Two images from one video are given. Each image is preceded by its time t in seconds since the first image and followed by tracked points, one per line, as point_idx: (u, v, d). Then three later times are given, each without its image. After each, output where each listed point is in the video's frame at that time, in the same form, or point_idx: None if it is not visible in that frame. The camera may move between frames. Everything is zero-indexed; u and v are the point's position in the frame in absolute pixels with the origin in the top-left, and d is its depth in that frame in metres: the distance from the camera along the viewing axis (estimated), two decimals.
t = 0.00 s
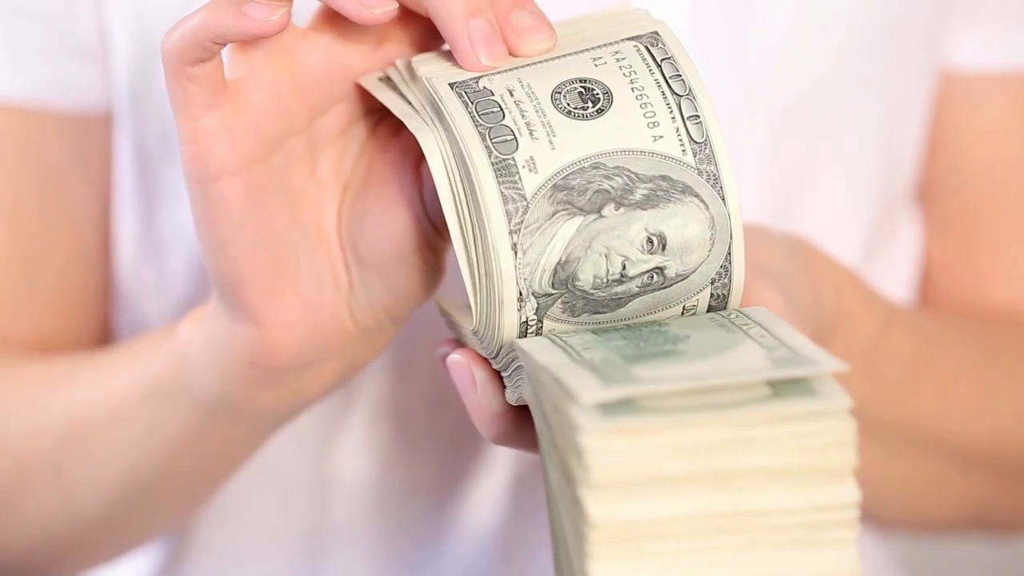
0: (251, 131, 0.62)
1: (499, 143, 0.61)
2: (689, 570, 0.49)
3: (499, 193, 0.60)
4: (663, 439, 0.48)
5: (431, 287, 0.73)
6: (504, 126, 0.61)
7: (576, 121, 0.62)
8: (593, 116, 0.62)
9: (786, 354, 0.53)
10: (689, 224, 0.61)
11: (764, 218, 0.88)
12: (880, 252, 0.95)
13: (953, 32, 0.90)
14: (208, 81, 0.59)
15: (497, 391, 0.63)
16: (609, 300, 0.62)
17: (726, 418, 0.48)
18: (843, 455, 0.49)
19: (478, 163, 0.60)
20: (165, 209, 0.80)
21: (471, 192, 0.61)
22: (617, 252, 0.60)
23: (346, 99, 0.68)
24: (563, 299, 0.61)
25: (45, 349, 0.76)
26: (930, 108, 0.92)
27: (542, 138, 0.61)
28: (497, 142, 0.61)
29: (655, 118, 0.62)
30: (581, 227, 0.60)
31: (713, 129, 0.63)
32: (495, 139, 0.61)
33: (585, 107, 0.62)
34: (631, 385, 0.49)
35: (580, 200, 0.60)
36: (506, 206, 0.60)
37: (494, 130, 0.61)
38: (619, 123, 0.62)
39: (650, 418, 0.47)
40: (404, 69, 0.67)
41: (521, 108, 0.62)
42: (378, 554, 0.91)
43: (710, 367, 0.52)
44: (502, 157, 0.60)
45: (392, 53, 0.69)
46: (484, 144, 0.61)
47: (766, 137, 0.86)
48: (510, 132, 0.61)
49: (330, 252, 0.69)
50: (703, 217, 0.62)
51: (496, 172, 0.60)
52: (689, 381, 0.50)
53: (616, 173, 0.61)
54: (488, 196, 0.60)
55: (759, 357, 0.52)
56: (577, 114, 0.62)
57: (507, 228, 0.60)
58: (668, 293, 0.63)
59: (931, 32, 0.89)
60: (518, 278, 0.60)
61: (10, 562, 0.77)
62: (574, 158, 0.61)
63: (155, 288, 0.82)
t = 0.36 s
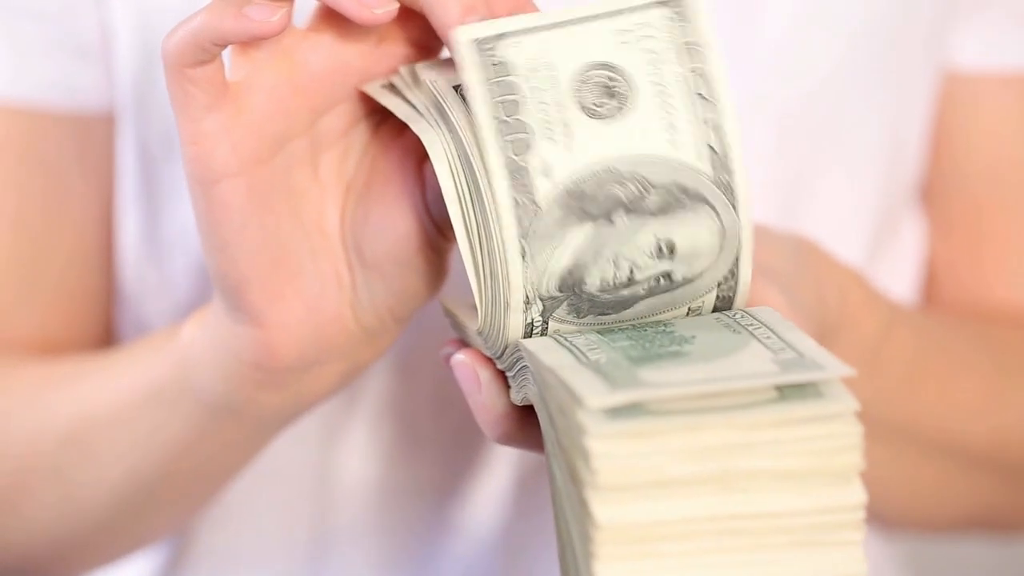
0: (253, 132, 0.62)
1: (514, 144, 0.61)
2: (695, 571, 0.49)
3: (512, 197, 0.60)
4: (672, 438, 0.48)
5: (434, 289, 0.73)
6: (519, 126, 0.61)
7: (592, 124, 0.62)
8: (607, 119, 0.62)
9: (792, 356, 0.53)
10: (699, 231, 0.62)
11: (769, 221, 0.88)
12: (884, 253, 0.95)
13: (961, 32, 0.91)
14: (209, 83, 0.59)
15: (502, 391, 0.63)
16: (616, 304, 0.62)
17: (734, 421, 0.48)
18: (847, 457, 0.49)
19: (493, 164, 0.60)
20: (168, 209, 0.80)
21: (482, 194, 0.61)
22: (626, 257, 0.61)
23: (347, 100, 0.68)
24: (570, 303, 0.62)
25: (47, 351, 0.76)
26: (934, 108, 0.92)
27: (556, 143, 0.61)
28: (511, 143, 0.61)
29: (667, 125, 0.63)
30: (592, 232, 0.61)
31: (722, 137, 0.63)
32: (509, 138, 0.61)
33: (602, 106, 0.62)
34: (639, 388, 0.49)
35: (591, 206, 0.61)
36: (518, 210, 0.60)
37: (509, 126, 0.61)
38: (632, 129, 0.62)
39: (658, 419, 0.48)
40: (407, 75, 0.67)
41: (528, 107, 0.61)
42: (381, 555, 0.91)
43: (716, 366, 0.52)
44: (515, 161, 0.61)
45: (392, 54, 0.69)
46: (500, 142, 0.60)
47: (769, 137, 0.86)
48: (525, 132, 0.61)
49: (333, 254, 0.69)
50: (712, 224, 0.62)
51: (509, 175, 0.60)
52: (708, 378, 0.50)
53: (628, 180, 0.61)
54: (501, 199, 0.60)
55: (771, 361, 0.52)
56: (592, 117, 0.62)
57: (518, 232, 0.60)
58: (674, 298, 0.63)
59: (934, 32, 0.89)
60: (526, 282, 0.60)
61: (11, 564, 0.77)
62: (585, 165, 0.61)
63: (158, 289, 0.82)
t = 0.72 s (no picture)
0: (252, 128, 0.62)
1: (503, 136, 0.61)
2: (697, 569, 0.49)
3: (503, 185, 0.60)
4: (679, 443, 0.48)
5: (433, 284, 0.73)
6: (508, 119, 0.61)
7: (581, 115, 0.61)
8: (597, 109, 0.62)
9: (790, 373, 0.53)
10: (693, 216, 0.61)
11: (771, 217, 0.88)
12: (886, 250, 0.94)
13: (963, 30, 0.90)
14: (208, 79, 0.59)
15: (505, 388, 0.63)
16: (615, 293, 0.62)
17: (740, 430, 0.48)
18: (853, 458, 0.49)
19: (482, 156, 0.60)
20: (169, 207, 0.80)
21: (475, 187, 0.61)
22: (621, 245, 0.60)
23: (347, 96, 0.68)
24: (569, 292, 0.61)
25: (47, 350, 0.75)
26: (937, 104, 0.92)
27: (546, 132, 0.61)
28: (501, 136, 0.61)
29: (659, 110, 0.62)
30: (585, 219, 0.60)
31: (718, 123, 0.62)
32: (498, 132, 0.61)
33: (589, 101, 0.62)
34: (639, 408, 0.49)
35: (583, 192, 0.60)
36: (510, 198, 0.60)
37: (498, 123, 0.61)
38: (622, 116, 0.62)
39: (660, 428, 0.48)
40: (404, 64, 0.67)
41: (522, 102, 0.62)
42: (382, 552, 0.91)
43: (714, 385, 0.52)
44: (506, 150, 0.60)
45: (392, 49, 0.69)
46: (488, 137, 0.60)
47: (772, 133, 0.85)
48: (514, 126, 0.61)
49: (333, 251, 0.69)
50: (707, 209, 0.62)
51: (499, 165, 0.60)
52: (704, 402, 0.50)
53: (620, 165, 0.61)
54: (492, 189, 0.60)
55: (767, 381, 0.52)
56: (581, 107, 0.62)
57: (511, 222, 0.60)
58: (673, 287, 0.62)
59: (938, 29, 0.89)
60: (522, 273, 0.60)
61: (12, 561, 0.77)
62: (577, 150, 0.61)
63: (160, 287, 0.82)
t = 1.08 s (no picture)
0: (252, 124, 0.62)
1: (507, 136, 0.60)
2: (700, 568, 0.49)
3: (506, 185, 0.60)
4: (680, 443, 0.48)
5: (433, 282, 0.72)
6: (511, 119, 0.61)
7: (584, 114, 0.61)
8: (600, 109, 0.61)
9: (793, 358, 0.52)
10: (697, 217, 0.61)
11: (773, 215, 0.88)
12: (887, 249, 0.94)
13: (964, 30, 0.90)
14: (208, 76, 0.59)
15: (508, 387, 0.63)
16: (619, 293, 0.61)
17: (741, 426, 0.48)
18: (856, 459, 0.49)
19: (485, 156, 0.60)
20: (169, 205, 0.80)
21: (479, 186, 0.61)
22: (625, 245, 0.60)
23: (347, 93, 0.68)
24: (572, 292, 0.61)
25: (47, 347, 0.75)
26: (939, 103, 0.91)
27: (550, 132, 0.61)
28: (504, 136, 0.60)
29: (662, 109, 0.62)
30: (589, 219, 0.60)
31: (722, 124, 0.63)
32: (502, 132, 0.61)
33: (593, 100, 0.62)
34: (641, 390, 0.49)
35: (587, 192, 0.60)
36: (514, 198, 0.60)
37: (501, 123, 0.61)
38: (626, 115, 0.61)
39: (660, 402, 0.47)
40: (405, 61, 0.66)
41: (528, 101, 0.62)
42: (382, 550, 0.91)
43: (717, 370, 0.52)
44: (509, 151, 0.60)
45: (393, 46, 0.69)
46: (491, 137, 0.60)
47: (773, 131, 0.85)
48: (517, 126, 0.61)
49: (333, 249, 0.69)
50: (710, 209, 0.62)
51: (502, 165, 0.60)
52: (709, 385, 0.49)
53: (624, 166, 0.60)
54: (496, 190, 0.59)
55: (773, 369, 0.51)
56: (584, 107, 0.61)
57: (515, 221, 0.60)
58: (676, 287, 0.62)
59: (939, 27, 0.89)
60: (526, 273, 0.60)
61: (12, 559, 0.77)
62: (581, 151, 0.61)
63: (160, 286, 0.82)
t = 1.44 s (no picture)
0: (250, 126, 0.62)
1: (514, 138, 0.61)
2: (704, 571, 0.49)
3: (512, 188, 0.60)
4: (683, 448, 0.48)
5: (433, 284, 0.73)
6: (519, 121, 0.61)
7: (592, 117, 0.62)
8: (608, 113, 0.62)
9: (793, 361, 0.52)
10: (701, 222, 0.61)
11: (771, 215, 0.88)
12: (887, 249, 0.94)
13: (962, 29, 0.91)
14: (205, 79, 0.59)
15: (508, 388, 0.63)
16: (619, 296, 0.61)
17: (744, 431, 0.48)
18: (858, 463, 0.49)
19: (493, 157, 0.60)
20: (168, 207, 0.80)
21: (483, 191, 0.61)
22: (628, 250, 0.60)
23: (344, 95, 0.68)
24: (573, 296, 0.61)
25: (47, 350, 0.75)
26: (938, 103, 0.92)
27: (557, 135, 0.61)
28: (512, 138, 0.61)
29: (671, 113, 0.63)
30: (593, 224, 0.60)
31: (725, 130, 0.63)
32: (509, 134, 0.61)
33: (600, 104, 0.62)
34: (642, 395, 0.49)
35: (592, 196, 0.60)
36: (519, 200, 0.60)
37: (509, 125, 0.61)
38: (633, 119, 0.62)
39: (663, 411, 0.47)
40: (404, 66, 0.66)
41: (531, 97, 0.61)
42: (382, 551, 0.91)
43: (717, 372, 0.52)
44: (517, 153, 0.60)
45: (392, 48, 0.69)
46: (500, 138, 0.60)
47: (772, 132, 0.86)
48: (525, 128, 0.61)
49: (333, 253, 0.69)
50: (714, 215, 0.62)
51: (510, 167, 0.60)
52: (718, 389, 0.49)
53: (630, 169, 0.61)
54: (502, 191, 0.60)
55: (776, 372, 0.51)
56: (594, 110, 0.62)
57: (519, 224, 0.60)
58: (677, 290, 0.62)
59: (938, 28, 0.89)
60: (528, 276, 0.60)
61: (12, 562, 0.77)
62: (589, 154, 0.61)
63: (159, 288, 0.82)
